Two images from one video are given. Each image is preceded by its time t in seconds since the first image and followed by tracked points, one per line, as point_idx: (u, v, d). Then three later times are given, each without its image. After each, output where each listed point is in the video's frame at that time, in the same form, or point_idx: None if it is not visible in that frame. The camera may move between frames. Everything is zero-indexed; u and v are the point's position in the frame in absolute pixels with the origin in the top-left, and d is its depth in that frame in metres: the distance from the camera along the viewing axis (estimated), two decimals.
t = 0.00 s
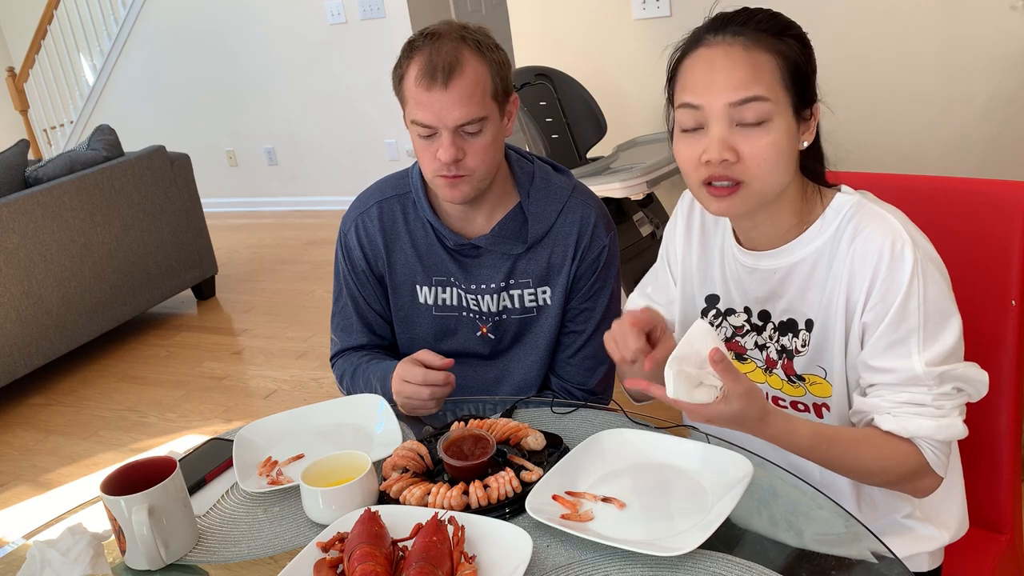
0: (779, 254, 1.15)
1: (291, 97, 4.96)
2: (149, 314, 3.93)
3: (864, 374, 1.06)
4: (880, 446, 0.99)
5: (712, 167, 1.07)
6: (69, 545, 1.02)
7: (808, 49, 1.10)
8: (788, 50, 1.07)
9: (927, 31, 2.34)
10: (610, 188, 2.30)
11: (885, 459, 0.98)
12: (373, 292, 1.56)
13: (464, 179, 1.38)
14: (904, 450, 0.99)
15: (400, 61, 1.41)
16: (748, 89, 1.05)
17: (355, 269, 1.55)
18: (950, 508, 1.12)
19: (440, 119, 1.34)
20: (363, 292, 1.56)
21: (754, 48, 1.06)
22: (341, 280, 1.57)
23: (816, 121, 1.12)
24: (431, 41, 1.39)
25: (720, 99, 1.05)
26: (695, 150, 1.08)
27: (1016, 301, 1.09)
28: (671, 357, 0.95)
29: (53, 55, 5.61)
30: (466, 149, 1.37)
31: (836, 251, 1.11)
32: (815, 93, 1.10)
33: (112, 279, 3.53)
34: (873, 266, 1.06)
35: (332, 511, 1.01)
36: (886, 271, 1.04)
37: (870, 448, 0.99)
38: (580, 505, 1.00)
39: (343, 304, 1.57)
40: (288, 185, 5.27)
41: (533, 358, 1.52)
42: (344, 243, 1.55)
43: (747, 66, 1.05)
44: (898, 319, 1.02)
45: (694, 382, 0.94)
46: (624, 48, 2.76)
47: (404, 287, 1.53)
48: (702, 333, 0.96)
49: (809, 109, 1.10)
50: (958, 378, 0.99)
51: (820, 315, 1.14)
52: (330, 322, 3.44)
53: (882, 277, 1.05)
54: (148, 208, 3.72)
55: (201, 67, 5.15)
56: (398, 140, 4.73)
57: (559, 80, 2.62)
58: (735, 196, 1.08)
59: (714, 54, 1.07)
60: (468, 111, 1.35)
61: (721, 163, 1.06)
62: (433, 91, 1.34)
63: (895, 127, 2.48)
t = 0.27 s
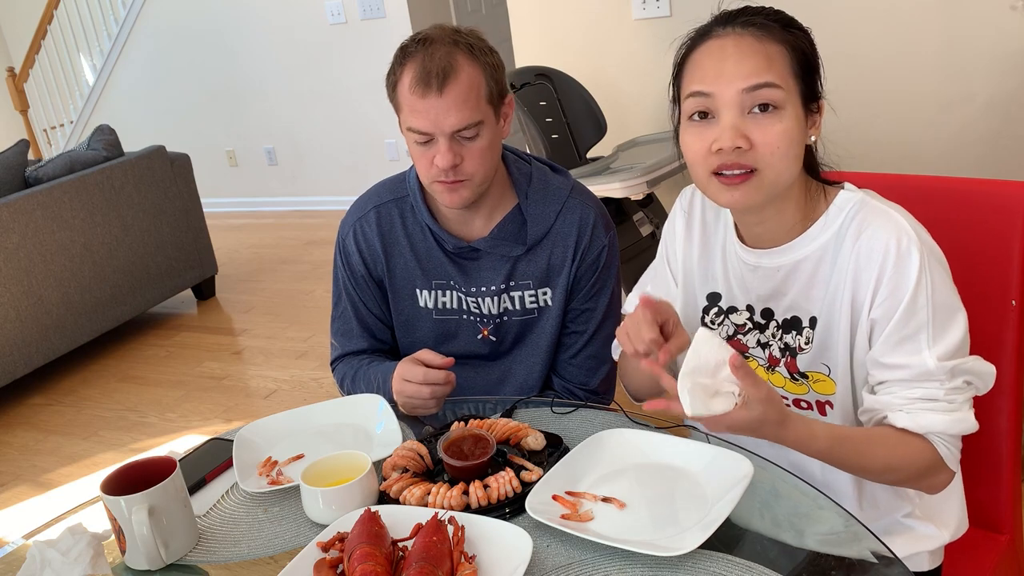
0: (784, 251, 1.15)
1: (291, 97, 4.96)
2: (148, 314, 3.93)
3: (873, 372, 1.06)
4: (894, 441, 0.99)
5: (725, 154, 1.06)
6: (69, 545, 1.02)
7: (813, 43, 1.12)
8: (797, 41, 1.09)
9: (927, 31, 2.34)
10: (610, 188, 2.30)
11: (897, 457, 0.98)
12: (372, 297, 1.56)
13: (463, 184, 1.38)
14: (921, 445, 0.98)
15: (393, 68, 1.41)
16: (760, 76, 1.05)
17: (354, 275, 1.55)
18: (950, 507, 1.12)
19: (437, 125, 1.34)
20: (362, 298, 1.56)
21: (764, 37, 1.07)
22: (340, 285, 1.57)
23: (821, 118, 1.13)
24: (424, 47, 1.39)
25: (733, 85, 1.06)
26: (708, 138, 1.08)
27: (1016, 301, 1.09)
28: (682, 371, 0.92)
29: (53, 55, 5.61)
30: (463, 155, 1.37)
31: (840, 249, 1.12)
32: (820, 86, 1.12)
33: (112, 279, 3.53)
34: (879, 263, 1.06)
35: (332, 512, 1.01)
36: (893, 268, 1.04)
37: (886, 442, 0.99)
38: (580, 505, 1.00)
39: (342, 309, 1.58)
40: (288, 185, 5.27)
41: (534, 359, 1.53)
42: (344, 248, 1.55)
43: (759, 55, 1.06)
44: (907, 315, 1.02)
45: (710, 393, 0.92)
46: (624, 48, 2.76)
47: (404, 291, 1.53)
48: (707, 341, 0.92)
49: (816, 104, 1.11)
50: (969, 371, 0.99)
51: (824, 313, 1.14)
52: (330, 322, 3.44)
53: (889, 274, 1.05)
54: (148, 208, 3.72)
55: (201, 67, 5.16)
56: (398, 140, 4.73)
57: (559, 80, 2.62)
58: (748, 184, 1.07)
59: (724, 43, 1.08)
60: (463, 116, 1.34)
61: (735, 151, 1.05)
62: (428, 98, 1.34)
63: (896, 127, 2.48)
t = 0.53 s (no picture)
0: (788, 249, 1.15)
1: (291, 97, 4.96)
2: (148, 314, 3.93)
3: (877, 370, 1.06)
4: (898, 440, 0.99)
5: (729, 174, 1.06)
6: (69, 545, 1.02)
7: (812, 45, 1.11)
8: (794, 52, 1.07)
9: (927, 31, 2.34)
10: (610, 188, 2.30)
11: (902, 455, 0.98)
12: (371, 297, 1.56)
13: (475, 180, 1.38)
14: (923, 445, 0.99)
15: (397, 70, 1.41)
16: (759, 94, 1.04)
17: (354, 274, 1.55)
18: (951, 506, 1.12)
19: (448, 120, 1.34)
20: (362, 297, 1.56)
21: (761, 52, 1.06)
22: (340, 284, 1.57)
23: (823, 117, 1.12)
24: (427, 46, 1.39)
25: (732, 105, 1.05)
26: (710, 159, 1.08)
27: (1017, 300, 1.09)
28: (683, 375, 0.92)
29: (53, 55, 5.61)
30: (475, 149, 1.37)
31: (845, 247, 1.12)
32: (820, 91, 1.11)
33: (113, 279, 3.53)
34: (883, 262, 1.06)
35: (332, 512, 1.01)
36: (898, 266, 1.04)
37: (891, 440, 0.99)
38: (580, 505, 1.00)
39: (342, 308, 1.58)
40: (288, 185, 5.27)
41: (532, 359, 1.53)
42: (343, 247, 1.55)
43: (758, 71, 1.05)
44: (912, 314, 1.02)
45: (713, 395, 0.92)
46: (624, 48, 2.76)
47: (403, 290, 1.53)
48: (708, 345, 0.93)
49: (816, 107, 1.10)
50: (973, 370, 0.99)
51: (828, 311, 1.14)
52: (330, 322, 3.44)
53: (894, 273, 1.04)
54: (148, 208, 3.72)
55: (201, 67, 5.15)
56: (398, 140, 4.73)
57: (559, 80, 2.62)
58: (755, 200, 1.08)
59: (720, 60, 1.07)
60: (475, 110, 1.35)
61: (739, 171, 1.06)
62: (439, 94, 1.34)
63: (896, 126, 2.48)
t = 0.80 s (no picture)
0: (786, 251, 1.15)
1: (291, 97, 4.96)
2: (148, 314, 3.93)
3: (877, 373, 1.06)
4: (897, 445, 0.99)
5: (721, 174, 1.06)
6: (70, 545, 1.02)
7: (812, 46, 1.10)
8: (792, 53, 1.06)
9: (927, 31, 2.33)
10: (610, 188, 2.30)
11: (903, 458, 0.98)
12: (372, 295, 1.56)
13: (491, 165, 1.38)
14: (924, 449, 0.98)
15: (402, 63, 1.42)
16: (755, 95, 1.04)
17: (354, 272, 1.55)
18: (951, 507, 1.12)
19: (461, 105, 1.35)
20: (362, 295, 1.56)
21: (759, 52, 1.05)
22: (340, 283, 1.57)
23: (822, 121, 1.12)
24: (430, 39, 1.40)
25: (727, 105, 1.05)
26: (703, 158, 1.08)
27: (1017, 301, 1.09)
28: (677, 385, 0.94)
29: (53, 55, 5.61)
30: (488, 133, 1.37)
31: (844, 250, 1.11)
32: (819, 94, 1.10)
33: (113, 279, 3.53)
34: (882, 265, 1.06)
35: (332, 512, 1.01)
36: (896, 270, 1.04)
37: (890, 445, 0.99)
38: (580, 505, 1.00)
39: (342, 307, 1.58)
40: (288, 185, 5.27)
41: (532, 356, 1.52)
42: (343, 246, 1.55)
43: (753, 72, 1.05)
44: (911, 316, 1.02)
45: (708, 403, 0.92)
46: (624, 48, 2.76)
47: (404, 288, 1.53)
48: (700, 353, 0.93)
49: (813, 110, 1.10)
50: (973, 372, 0.99)
51: (827, 314, 1.14)
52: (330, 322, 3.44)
53: (892, 276, 1.04)
54: (148, 208, 3.72)
55: (201, 67, 5.15)
56: (398, 140, 4.73)
57: (559, 80, 2.62)
58: (746, 200, 1.08)
59: (717, 59, 1.07)
60: (487, 93, 1.36)
61: (730, 170, 1.06)
62: (451, 80, 1.35)
63: (897, 126, 2.48)
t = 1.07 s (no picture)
0: (787, 254, 1.15)
1: (291, 97, 4.96)
2: (148, 314, 3.93)
3: (883, 378, 1.05)
4: (909, 454, 0.96)
5: (685, 193, 1.09)
6: (70, 545, 1.02)
7: (802, 55, 1.05)
8: (755, 77, 1.03)
9: (927, 31, 2.33)
10: (610, 188, 2.30)
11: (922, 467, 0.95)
12: (371, 293, 1.56)
13: (498, 160, 1.38)
14: (937, 458, 0.96)
15: (408, 57, 1.42)
16: (712, 122, 1.04)
17: (353, 270, 1.55)
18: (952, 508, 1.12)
19: (471, 100, 1.36)
20: (361, 293, 1.56)
21: (715, 80, 1.04)
22: (339, 281, 1.57)
23: (802, 137, 1.08)
24: (436, 37, 1.40)
25: (686, 130, 1.06)
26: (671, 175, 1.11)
27: (1017, 300, 1.09)
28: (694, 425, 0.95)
29: (53, 55, 5.62)
30: (495, 130, 1.38)
31: (845, 254, 1.11)
32: (796, 112, 1.06)
33: (113, 279, 3.53)
34: (886, 270, 1.06)
35: (332, 512, 1.01)
36: (901, 275, 1.04)
37: (901, 460, 0.96)
38: (581, 505, 1.00)
39: (341, 306, 1.57)
40: (288, 185, 5.27)
41: (531, 354, 1.52)
42: (343, 243, 1.55)
43: (711, 98, 1.04)
44: (918, 321, 1.01)
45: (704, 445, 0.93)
46: (624, 48, 2.76)
47: (403, 286, 1.53)
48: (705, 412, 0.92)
49: (789, 129, 1.06)
50: (979, 377, 1.00)
51: (826, 318, 1.14)
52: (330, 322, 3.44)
53: (897, 280, 1.04)
54: (148, 208, 3.72)
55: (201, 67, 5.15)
56: (398, 140, 4.73)
57: (559, 80, 2.61)
58: (713, 219, 1.11)
59: (682, 82, 1.07)
60: (494, 90, 1.37)
61: (692, 191, 1.08)
62: (459, 77, 1.35)
63: (896, 127, 2.48)
